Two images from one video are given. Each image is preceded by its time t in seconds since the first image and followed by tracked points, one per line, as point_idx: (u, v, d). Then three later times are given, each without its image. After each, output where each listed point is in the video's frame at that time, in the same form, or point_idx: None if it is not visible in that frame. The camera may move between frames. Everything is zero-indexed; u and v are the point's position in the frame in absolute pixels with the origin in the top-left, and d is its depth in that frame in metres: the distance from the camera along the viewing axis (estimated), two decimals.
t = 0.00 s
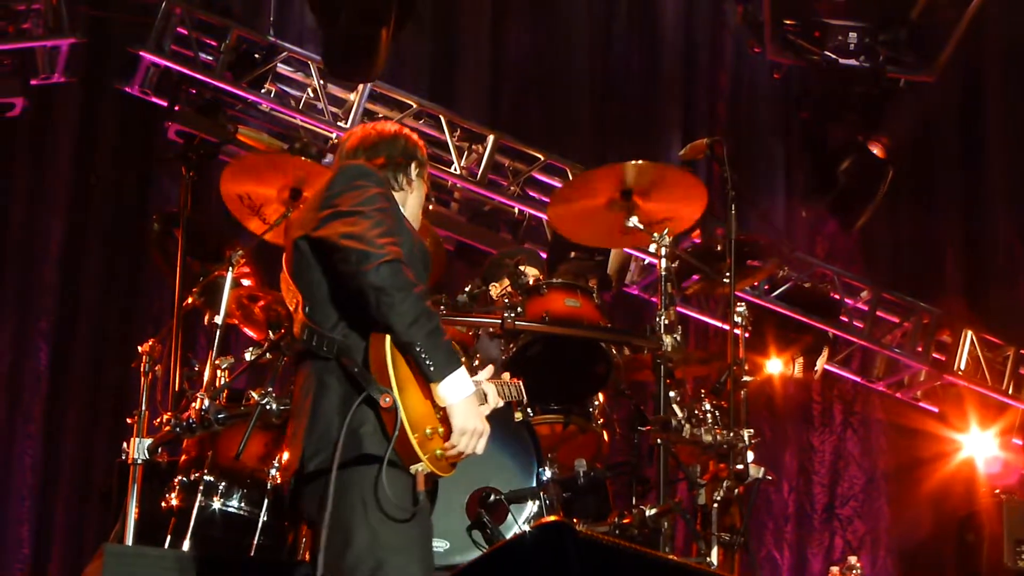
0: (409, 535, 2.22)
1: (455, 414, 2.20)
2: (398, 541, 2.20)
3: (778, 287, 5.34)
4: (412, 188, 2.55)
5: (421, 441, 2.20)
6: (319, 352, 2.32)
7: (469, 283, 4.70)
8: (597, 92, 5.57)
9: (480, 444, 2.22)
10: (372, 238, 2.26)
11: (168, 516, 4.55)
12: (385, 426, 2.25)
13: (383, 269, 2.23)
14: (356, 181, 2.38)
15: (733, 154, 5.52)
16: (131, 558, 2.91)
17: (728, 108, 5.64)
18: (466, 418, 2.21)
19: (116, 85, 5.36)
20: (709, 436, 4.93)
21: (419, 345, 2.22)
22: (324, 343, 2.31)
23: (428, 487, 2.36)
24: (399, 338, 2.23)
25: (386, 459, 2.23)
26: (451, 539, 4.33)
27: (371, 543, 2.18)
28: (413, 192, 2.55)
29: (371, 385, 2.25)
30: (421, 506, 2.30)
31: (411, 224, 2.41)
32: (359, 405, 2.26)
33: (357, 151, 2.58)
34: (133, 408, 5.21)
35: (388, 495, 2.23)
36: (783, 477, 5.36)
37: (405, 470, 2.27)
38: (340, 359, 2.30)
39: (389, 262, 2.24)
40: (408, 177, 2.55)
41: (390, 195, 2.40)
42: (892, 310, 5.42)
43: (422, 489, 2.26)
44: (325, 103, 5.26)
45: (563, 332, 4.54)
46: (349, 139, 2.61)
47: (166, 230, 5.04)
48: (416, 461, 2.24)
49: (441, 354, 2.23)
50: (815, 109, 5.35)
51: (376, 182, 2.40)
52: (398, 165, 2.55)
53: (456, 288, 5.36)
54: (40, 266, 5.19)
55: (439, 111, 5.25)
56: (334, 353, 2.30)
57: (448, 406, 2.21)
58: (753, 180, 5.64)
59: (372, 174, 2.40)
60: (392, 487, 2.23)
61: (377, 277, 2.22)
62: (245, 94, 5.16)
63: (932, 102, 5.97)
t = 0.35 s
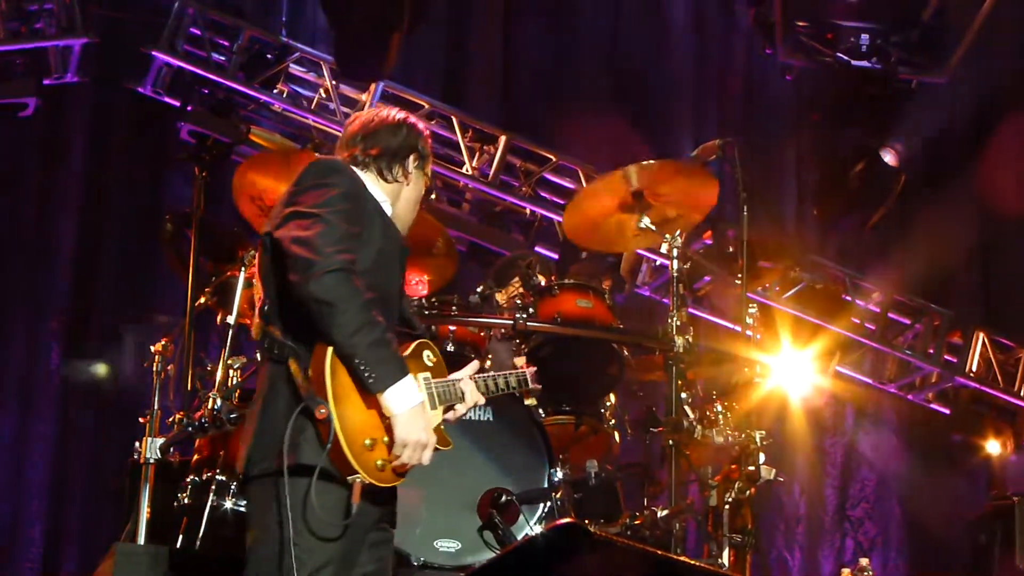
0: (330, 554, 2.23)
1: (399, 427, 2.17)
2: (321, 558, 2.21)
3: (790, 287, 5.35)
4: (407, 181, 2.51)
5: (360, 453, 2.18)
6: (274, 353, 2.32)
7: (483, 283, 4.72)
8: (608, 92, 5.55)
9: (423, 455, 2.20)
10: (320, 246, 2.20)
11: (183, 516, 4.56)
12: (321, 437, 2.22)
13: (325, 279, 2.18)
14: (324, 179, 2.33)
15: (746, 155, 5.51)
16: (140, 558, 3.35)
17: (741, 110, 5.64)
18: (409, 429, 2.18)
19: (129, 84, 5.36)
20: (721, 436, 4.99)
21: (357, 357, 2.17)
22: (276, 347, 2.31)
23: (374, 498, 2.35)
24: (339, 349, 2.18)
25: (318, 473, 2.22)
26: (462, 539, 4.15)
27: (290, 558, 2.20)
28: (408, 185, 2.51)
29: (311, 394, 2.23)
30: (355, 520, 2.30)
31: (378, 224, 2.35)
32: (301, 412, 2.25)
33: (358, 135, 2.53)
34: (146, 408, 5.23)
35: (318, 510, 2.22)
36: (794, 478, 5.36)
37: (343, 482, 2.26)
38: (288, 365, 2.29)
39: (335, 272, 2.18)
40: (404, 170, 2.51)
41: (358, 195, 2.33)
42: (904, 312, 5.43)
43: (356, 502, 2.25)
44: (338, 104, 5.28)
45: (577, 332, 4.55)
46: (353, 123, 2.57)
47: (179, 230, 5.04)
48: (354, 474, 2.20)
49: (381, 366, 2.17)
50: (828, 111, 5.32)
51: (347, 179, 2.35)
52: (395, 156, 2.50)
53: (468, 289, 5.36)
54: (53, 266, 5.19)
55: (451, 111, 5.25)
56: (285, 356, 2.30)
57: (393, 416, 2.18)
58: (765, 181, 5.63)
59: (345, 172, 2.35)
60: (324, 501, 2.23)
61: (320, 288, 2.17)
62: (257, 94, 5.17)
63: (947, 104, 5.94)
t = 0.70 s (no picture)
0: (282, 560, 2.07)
1: (351, 429, 2.03)
2: (272, 567, 2.06)
3: (824, 289, 5.37)
4: (395, 176, 2.47)
5: (310, 459, 2.04)
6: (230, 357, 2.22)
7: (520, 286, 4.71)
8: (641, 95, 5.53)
9: (379, 457, 2.05)
10: (269, 251, 2.07)
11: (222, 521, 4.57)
12: (266, 442, 2.06)
13: (270, 288, 2.05)
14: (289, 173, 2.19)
15: (779, 156, 5.50)
16: None
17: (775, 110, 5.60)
18: (361, 431, 2.04)
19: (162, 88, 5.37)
20: (758, 440, 4.88)
21: (303, 367, 2.03)
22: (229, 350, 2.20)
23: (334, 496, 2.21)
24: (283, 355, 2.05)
25: (266, 477, 2.06)
26: (496, 542, 3.96)
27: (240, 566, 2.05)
28: (395, 180, 2.47)
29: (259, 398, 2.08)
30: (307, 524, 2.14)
31: (343, 223, 2.23)
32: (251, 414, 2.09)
33: (353, 125, 2.50)
34: (182, 412, 5.25)
35: (268, 518, 2.06)
36: (831, 480, 5.34)
37: (295, 484, 2.09)
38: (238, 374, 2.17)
39: (280, 278, 2.05)
40: (393, 163, 2.46)
41: (317, 192, 2.20)
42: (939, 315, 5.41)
43: (308, 507, 2.09)
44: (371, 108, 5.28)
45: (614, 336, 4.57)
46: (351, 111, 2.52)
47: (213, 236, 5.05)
48: (305, 478, 2.06)
49: (324, 371, 2.03)
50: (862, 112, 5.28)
51: (309, 176, 2.22)
52: (386, 149, 2.45)
53: (502, 292, 5.36)
54: (89, 270, 5.24)
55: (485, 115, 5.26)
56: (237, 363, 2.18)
57: (344, 418, 2.03)
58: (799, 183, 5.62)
59: (313, 166, 2.23)
60: (274, 508, 2.07)
61: (264, 297, 2.04)
62: (291, 99, 5.17)
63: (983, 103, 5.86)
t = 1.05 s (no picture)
0: (310, 562, 2.33)
1: (362, 430, 2.27)
2: (299, 568, 2.31)
3: (867, 294, 5.36)
4: (391, 173, 2.76)
5: (328, 464, 2.29)
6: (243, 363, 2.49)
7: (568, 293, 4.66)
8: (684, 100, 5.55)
9: (396, 451, 2.29)
10: (259, 265, 2.32)
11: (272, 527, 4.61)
12: (282, 452, 2.33)
13: (262, 303, 2.29)
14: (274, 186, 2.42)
15: (823, 159, 5.51)
16: None
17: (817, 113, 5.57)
18: (371, 430, 2.27)
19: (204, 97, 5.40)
20: (802, 445, 4.98)
21: (301, 376, 2.26)
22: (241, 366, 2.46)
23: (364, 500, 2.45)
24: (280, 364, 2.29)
25: (286, 486, 2.32)
26: (542, 548, 3.68)
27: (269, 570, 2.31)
28: (393, 176, 2.76)
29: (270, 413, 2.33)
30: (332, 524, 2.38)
31: (335, 223, 2.50)
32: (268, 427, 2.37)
33: (350, 123, 2.76)
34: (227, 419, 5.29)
35: (295, 523, 2.32)
36: (874, 484, 5.35)
37: (317, 491, 2.34)
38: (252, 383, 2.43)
39: (272, 292, 2.30)
40: (388, 161, 2.74)
41: (304, 202, 2.45)
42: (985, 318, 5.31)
43: (332, 511, 2.34)
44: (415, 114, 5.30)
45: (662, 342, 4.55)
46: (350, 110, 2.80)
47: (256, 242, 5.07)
48: (326, 485, 2.31)
49: (322, 378, 2.25)
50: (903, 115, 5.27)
51: (298, 186, 2.47)
52: (384, 145, 2.73)
53: (545, 297, 5.36)
54: (133, 280, 5.32)
55: (527, 121, 5.28)
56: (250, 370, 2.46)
57: (354, 420, 2.27)
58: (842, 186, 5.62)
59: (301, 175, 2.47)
60: (298, 514, 2.32)
61: (255, 314, 2.28)
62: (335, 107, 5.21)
63: None
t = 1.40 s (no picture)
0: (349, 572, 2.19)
1: (393, 432, 2.18)
2: None
3: (908, 297, 5.34)
4: (397, 164, 2.66)
5: (365, 472, 2.19)
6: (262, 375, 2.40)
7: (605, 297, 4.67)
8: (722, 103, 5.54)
9: (431, 449, 2.21)
10: (269, 278, 2.21)
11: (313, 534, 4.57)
12: (316, 462, 2.21)
13: (278, 318, 2.19)
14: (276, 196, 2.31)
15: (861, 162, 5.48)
16: None
17: (863, 110, 5.47)
18: (404, 433, 2.19)
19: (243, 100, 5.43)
20: (842, 448, 4.87)
21: (329, 388, 2.16)
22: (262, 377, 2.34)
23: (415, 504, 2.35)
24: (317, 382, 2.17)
25: (323, 494, 2.19)
26: (583, 552, 3.68)
27: None
28: (399, 168, 2.66)
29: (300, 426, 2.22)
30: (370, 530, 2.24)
31: (346, 226, 2.42)
32: (297, 442, 2.24)
33: (351, 119, 2.69)
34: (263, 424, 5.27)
35: (335, 534, 2.18)
36: (916, 488, 5.23)
37: (355, 499, 2.22)
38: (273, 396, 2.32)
39: (287, 305, 2.20)
40: (391, 153, 2.65)
41: (313, 207, 2.36)
42: None
43: (373, 518, 2.22)
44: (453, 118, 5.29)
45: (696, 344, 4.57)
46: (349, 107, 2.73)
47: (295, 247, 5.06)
48: (364, 491, 2.20)
49: (350, 386, 2.16)
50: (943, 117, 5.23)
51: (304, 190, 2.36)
52: (388, 138, 2.65)
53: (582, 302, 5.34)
54: (173, 283, 5.35)
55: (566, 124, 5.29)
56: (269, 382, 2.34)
57: (383, 423, 2.18)
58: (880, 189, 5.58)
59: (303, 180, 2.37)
60: (338, 523, 2.19)
61: (273, 331, 2.18)
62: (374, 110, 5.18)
63: None
